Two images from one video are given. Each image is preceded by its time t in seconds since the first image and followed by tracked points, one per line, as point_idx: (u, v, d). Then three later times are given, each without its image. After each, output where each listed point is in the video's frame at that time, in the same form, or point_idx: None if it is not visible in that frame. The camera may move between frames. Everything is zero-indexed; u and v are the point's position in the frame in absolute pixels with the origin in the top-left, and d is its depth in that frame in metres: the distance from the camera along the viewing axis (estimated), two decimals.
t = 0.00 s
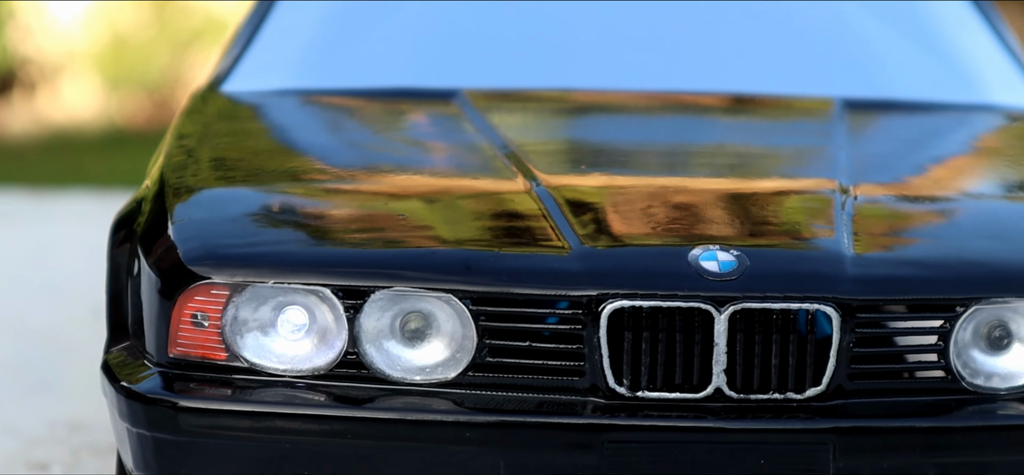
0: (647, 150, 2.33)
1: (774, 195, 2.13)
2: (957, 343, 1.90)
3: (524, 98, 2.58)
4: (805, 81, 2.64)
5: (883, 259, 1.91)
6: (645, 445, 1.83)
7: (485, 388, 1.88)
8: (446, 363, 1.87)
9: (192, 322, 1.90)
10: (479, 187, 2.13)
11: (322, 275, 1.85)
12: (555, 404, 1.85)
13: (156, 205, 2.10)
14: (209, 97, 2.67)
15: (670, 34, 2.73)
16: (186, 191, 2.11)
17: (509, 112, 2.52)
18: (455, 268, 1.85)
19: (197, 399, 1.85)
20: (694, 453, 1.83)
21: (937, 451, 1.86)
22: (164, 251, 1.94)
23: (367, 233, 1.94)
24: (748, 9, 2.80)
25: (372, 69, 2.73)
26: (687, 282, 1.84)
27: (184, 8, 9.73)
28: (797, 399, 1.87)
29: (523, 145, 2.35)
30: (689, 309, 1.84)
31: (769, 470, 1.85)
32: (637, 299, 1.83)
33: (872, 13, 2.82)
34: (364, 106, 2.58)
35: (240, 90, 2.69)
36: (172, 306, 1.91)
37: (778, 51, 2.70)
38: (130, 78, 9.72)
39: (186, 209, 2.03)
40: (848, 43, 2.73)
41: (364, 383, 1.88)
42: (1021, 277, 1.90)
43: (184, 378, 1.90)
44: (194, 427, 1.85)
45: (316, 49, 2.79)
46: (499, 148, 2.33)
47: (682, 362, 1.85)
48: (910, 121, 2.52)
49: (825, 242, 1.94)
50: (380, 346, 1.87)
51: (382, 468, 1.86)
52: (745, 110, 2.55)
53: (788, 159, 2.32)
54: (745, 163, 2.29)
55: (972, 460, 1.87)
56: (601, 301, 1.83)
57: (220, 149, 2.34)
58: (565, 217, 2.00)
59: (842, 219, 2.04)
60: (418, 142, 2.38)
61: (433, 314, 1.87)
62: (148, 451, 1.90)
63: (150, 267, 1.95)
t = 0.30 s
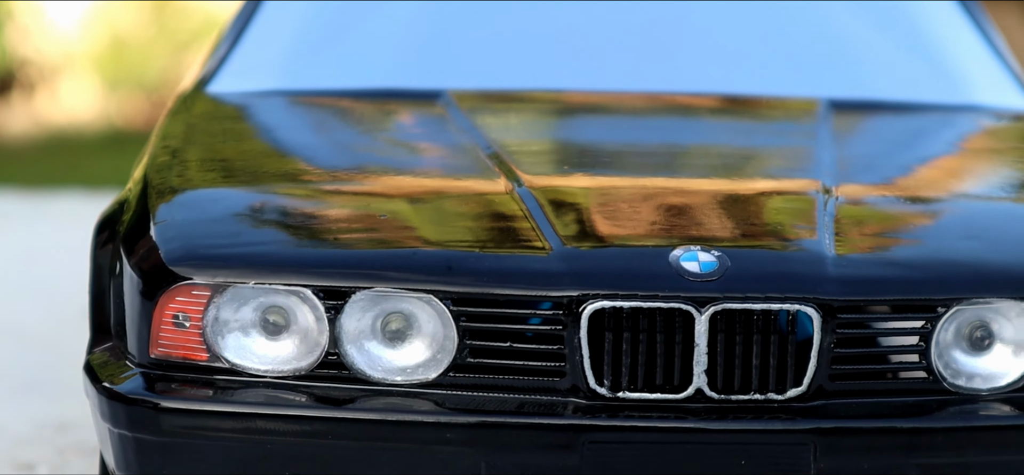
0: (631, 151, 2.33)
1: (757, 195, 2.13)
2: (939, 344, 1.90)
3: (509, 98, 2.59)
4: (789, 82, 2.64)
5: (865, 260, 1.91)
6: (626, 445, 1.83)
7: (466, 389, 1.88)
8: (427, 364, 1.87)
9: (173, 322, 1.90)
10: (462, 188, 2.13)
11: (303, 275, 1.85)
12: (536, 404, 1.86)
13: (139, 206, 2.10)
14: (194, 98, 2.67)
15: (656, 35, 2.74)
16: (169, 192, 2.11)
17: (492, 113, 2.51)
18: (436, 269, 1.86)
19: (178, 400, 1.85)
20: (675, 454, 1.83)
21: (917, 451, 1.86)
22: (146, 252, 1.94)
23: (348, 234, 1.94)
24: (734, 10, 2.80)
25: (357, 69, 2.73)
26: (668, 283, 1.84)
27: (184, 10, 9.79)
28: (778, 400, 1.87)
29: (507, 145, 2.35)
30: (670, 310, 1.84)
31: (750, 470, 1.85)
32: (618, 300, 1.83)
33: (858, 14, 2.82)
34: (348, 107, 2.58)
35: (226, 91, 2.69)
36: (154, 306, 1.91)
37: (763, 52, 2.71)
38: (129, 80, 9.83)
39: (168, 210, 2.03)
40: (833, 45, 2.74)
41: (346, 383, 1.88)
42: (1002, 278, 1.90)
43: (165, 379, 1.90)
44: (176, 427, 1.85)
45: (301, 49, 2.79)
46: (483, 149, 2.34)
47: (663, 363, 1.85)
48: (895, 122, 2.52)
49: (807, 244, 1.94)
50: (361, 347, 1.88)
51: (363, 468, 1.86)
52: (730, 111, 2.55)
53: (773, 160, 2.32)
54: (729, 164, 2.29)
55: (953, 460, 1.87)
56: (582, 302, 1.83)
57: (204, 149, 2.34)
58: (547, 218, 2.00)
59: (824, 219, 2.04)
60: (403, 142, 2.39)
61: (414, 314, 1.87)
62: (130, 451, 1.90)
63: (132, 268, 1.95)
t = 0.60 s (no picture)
0: (617, 151, 2.33)
1: (740, 195, 2.14)
2: (921, 344, 1.90)
3: (495, 97, 2.59)
4: (775, 83, 2.65)
5: (846, 260, 1.91)
6: (607, 445, 1.83)
7: (448, 389, 1.88)
8: (408, 364, 1.88)
9: (155, 323, 1.91)
10: (445, 188, 2.13)
11: (284, 275, 1.85)
12: (518, 405, 1.86)
13: (123, 206, 2.10)
14: (180, 99, 2.67)
15: (642, 35, 2.74)
16: (152, 193, 2.11)
17: (478, 113, 2.52)
18: (417, 269, 1.86)
19: (160, 400, 1.85)
20: (656, 454, 1.83)
21: (899, 451, 1.86)
22: (128, 252, 1.94)
23: (330, 234, 1.94)
24: (719, 10, 2.81)
25: (344, 69, 2.73)
26: (649, 283, 1.83)
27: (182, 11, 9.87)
28: (760, 400, 1.87)
29: (493, 145, 2.36)
30: (651, 310, 1.84)
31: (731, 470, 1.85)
32: (599, 300, 1.83)
33: (846, 16, 2.82)
34: (334, 107, 2.58)
35: (212, 91, 2.69)
36: (136, 307, 1.91)
37: (749, 52, 2.71)
38: (128, 80, 9.89)
39: (151, 211, 2.04)
40: (821, 46, 2.74)
41: (327, 384, 1.88)
42: (983, 278, 1.90)
43: (147, 379, 1.90)
44: (157, 427, 1.85)
45: (288, 49, 2.80)
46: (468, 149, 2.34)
47: (644, 363, 1.86)
48: (881, 122, 2.53)
49: (790, 244, 1.94)
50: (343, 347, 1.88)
51: (344, 468, 1.86)
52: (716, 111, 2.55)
53: (758, 160, 2.32)
54: (715, 163, 2.29)
55: (935, 461, 1.87)
56: (563, 302, 1.83)
57: (189, 149, 2.34)
58: (530, 218, 2.00)
59: (806, 219, 2.04)
60: (388, 142, 2.39)
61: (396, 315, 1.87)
62: (112, 452, 1.90)
63: (114, 268, 1.95)
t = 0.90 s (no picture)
0: (601, 151, 2.33)
1: (724, 195, 2.13)
2: (904, 344, 1.90)
3: (481, 97, 2.60)
4: (762, 84, 2.65)
5: (829, 260, 1.91)
6: (589, 445, 1.82)
7: (429, 389, 1.88)
8: (391, 364, 1.88)
9: (137, 323, 1.91)
10: (430, 188, 2.13)
11: (266, 276, 1.86)
12: (499, 405, 1.86)
13: (107, 206, 2.10)
14: (167, 99, 2.67)
15: (628, 35, 2.75)
16: (137, 193, 2.11)
17: (465, 113, 2.52)
18: (399, 269, 1.86)
19: (142, 400, 1.85)
20: (639, 454, 1.83)
21: (881, 451, 1.86)
22: (111, 252, 1.94)
23: (312, 235, 1.94)
24: (706, 10, 2.81)
25: (330, 69, 2.74)
26: (630, 283, 1.83)
27: (180, 11, 9.96)
28: (742, 400, 1.87)
29: (479, 145, 2.36)
30: (633, 310, 1.84)
31: (714, 471, 1.85)
32: (581, 300, 1.83)
33: (833, 17, 2.83)
34: (320, 106, 2.58)
35: (198, 91, 2.69)
36: (118, 307, 1.91)
37: (735, 52, 2.72)
38: (127, 80, 9.99)
39: (135, 211, 2.04)
40: (807, 48, 2.74)
41: (309, 384, 1.88)
42: (966, 278, 1.90)
43: (130, 379, 1.90)
44: (140, 427, 1.85)
45: (275, 48, 2.80)
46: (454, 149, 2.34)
47: (626, 363, 1.86)
48: (867, 122, 2.53)
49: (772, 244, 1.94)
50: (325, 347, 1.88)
51: (326, 469, 1.86)
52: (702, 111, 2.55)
53: (743, 160, 2.32)
54: (701, 163, 2.29)
55: (917, 461, 1.87)
56: (544, 303, 1.83)
57: (176, 150, 2.34)
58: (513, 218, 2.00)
59: (789, 219, 2.04)
60: (373, 142, 2.39)
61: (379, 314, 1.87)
62: (94, 452, 1.90)
63: (97, 268, 1.95)
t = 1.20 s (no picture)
0: (587, 152, 2.34)
1: (709, 195, 2.13)
2: (886, 344, 1.91)
3: (467, 96, 2.60)
4: (750, 85, 2.67)
5: (811, 260, 1.91)
6: (571, 445, 1.82)
7: (411, 389, 1.88)
8: (373, 364, 1.88)
9: (120, 322, 1.91)
10: (414, 189, 2.13)
11: (249, 276, 1.86)
12: (481, 404, 1.86)
13: (91, 206, 2.10)
14: (154, 99, 2.68)
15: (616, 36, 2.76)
16: (121, 193, 2.11)
17: (451, 113, 2.52)
18: (381, 269, 1.86)
19: (124, 400, 1.85)
20: (621, 454, 1.83)
21: (863, 452, 1.86)
22: (95, 252, 1.94)
23: (295, 235, 1.94)
24: (693, 12, 2.83)
25: (318, 68, 2.74)
26: (613, 283, 1.83)
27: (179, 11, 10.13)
28: (724, 400, 1.87)
29: (466, 145, 2.36)
30: (615, 310, 1.84)
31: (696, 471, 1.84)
32: (563, 300, 1.83)
33: (820, 19, 2.85)
34: (307, 106, 2.58)
35: (185, 91, 2.69)
36: (101, 307, 1.91)
37: (723, 53, 2.74)
38: (125, 81, 10.05)
39: (118, 211, 2.04)
40: (794, 50, 2.76)
41: (291, 384, 1.88)
42: (948, 278, 1.90)
43: (113, 379, 1.90)
44: (122, 427, 1.85)
45: (262, 48, 2.80)
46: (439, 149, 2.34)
47: (608, 363, 1.86)
48: (855, 121, 2.54)
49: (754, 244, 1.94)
50: (307, 347, 1.88)
51: (308, 468, 1.86)
52: (688, 112, 2.55)
53: (729, 160, 2.33)
54: (687, 163, 2.29)
55: (900, 461, 1.87)
56: (526, 303, 1.83)
57: (162, 150, 2.34)
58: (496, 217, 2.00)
59: (773, 219, 2.04)
60: (359, 142, 2.39)
61: (361, 314, 1.87)
62: (77, 452, 1.90)
63: (81, 268, 1.95)
